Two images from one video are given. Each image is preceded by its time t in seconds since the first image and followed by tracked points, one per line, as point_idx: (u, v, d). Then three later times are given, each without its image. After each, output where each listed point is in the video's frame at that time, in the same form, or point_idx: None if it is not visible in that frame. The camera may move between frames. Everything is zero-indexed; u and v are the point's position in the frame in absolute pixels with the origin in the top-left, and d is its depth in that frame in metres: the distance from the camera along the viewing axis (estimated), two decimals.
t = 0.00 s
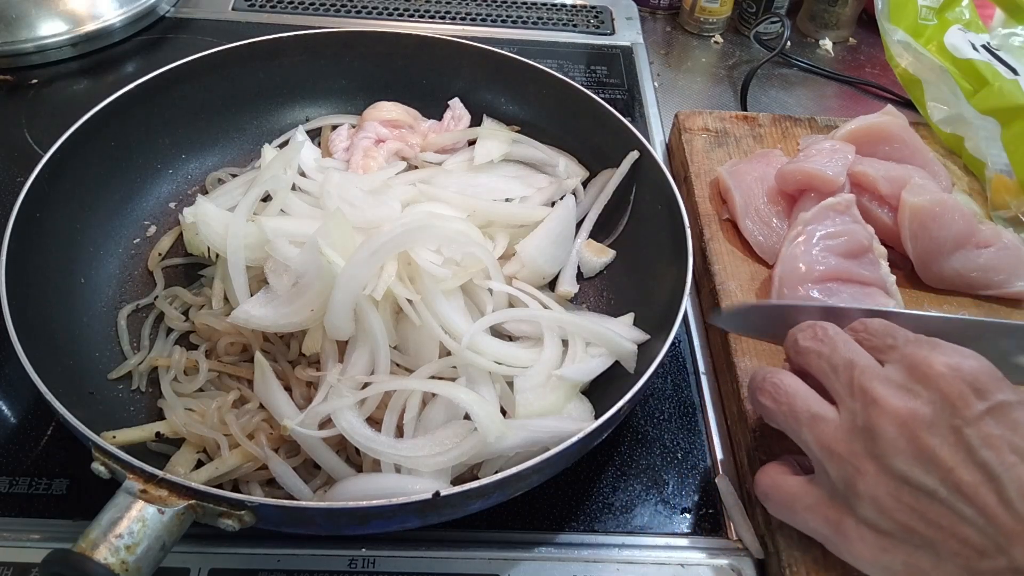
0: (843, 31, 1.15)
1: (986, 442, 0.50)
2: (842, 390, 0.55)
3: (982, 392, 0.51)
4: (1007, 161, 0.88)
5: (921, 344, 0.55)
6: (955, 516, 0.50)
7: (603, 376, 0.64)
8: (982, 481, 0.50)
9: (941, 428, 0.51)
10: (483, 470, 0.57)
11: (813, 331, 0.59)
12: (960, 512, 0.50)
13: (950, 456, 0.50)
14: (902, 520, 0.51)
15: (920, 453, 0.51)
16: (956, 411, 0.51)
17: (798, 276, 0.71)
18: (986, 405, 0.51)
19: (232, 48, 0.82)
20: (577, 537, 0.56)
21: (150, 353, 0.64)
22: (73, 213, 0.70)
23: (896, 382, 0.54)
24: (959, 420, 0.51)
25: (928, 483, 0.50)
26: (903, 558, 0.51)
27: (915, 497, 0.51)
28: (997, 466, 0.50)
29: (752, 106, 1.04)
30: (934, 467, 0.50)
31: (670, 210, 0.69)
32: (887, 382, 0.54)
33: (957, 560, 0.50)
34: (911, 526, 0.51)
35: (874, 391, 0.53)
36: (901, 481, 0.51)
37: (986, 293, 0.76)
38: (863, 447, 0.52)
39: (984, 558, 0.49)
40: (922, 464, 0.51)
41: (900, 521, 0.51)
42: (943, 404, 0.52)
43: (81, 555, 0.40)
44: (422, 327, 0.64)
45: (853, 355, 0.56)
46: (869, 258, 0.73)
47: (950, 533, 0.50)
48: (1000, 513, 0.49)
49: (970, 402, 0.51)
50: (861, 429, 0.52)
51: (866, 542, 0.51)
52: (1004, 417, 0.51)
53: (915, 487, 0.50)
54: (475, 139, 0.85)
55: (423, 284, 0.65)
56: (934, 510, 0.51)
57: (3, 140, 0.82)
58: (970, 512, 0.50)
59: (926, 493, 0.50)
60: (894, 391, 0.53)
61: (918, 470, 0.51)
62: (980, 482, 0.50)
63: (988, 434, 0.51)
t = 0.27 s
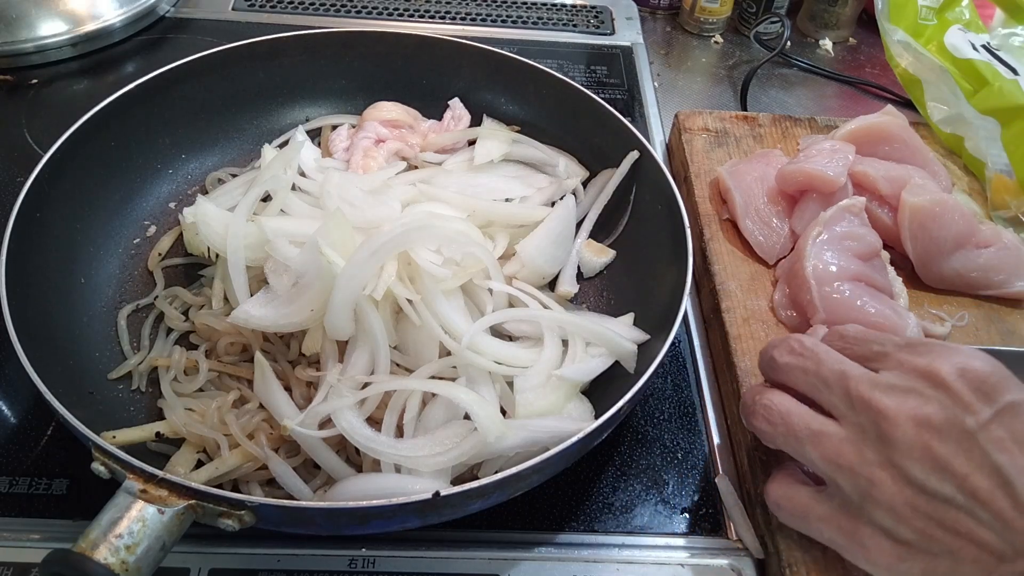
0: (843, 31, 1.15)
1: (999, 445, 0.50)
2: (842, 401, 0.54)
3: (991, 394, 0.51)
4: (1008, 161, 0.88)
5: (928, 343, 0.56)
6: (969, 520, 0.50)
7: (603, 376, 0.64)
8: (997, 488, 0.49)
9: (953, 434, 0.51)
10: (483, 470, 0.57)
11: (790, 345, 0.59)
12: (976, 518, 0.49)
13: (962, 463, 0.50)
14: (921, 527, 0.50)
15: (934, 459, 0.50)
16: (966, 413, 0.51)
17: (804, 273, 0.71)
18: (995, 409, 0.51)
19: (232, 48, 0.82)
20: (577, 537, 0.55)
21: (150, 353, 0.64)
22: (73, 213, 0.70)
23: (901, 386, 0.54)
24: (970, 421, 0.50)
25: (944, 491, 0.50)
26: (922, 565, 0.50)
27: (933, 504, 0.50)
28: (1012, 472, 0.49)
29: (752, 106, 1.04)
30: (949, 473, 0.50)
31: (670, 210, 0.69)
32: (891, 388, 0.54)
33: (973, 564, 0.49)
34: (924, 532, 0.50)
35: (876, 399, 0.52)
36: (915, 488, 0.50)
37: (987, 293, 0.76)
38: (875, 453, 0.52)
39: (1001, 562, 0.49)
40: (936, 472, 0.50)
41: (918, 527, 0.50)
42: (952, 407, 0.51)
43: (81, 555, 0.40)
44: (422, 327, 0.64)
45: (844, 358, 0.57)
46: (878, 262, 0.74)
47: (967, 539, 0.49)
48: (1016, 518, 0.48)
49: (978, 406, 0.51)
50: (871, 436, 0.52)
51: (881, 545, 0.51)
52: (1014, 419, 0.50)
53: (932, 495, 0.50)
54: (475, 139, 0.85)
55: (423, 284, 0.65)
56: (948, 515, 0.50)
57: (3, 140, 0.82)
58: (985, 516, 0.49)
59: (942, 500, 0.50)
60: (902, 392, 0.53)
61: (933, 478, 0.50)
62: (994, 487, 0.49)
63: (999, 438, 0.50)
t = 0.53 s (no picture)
0: (843, 30, 1.15)
1: (1001, 411, 0.51)
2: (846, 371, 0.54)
3: (1001, 361, 0.52)
4: (1007, 161, 0.88)
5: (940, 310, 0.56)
6: (968, 479, 0.51)
7: (603, 376, 0.64)
8: (997, 448, 0.51)
9: (960, 396, 0.52)
10: (483, 470, 0.57)
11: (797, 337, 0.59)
12: (973, 476, 0.51)
13: (968, 424, 0.51)
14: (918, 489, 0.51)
15: (939, 419, 0.52)
16: (975, 379, 0.52)
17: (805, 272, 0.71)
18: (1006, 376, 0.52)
19: (232, 48, 0.82)
20: (577, 537, 0.55)
21: (150, 353, 0.64)
22: (73, 213, 0.70)
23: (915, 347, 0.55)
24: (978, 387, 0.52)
25: (945, 449, 0.51)
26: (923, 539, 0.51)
27: (932, 460, 0.51)
28: (1013, 435, 0.50)
29: (752, 106, 1.04)
30: (951, 432, 0.51)
31: (670, 210, 0.69)
32: (905, 348, 0.55)
33: (968, 520, 0.50)
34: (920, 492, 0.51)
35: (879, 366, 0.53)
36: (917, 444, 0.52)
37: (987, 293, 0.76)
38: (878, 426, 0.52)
39: (995, 519, 0.50)
40: (939, 430, 0.52)
41: (918, 480, 0.51)
42: (962, 371, 0.53)
43: (81, 555, 0.40)
44: (422, 327, 0.64)
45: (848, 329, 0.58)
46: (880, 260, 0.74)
47: (963, 495, 0.50)
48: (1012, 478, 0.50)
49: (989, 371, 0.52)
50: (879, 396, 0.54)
51: (878, 499, 0.52)
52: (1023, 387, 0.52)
53: (931, 451, 0.51)
54: (475, 139, 0.85)
55: (423, 284, 0.65)
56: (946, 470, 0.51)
57: (3, 140, 0.82)
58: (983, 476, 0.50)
59: (941, 457, 0.51)
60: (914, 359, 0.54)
61: (936, 435, 0.52)
62: (995, 447, 0.51)
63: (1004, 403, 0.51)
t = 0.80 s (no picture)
0: (843, 31, 1.15)
1: (975, 406, 0.53)
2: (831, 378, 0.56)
3: (976, 357, 0.54)
4: (1007, 161, 0.88)
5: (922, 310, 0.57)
6: (949, 473, 0.53)
7: (603, 376, 0.64)
8: (973, 442, 0.53)
9: (935, 392, 0.54)
10: (483, 470, 0.57)
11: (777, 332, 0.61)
12: (951, 472, 0.53)
13: (944, 419, 0.53)
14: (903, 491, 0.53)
15: (916, 416, 0.53)
16: (951, 375, 0.54)
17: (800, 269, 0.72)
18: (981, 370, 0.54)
19: (232, 48, 0.82)
20: (577, 537, 0.55)
21: (150, 353, 0.64)
22: (73, 213, 0.70)
23: (892, 345, 0.56)
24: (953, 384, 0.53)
25: (923, 445, 0.53)
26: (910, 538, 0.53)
27: (911, 456, 0.53)
28: (986, 429, 0.53)
29: (752, 106, 1.04)
30: (929, 427, 0.53)
31: (670, 210, 0.69)
32: (893, 348, 0.56)
33: (947, 514, 0.53)
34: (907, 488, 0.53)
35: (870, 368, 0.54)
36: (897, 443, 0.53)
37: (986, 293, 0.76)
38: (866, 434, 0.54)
39: (972, 512, 0.52)
40: (916, 426, 0.53)
41: (897, 476, 0.53)
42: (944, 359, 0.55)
43: (81, 555, 0.40)
44: (422, 327, 0.64)
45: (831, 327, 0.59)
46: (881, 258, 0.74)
47: (946, 487, 0.52)
48: (988, 472, 0.52)
49: (965, 366, 0.53)
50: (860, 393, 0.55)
51: (860, 496, 0.54)
52: (995, 381, 0.54)
53: (911, 448, 0.53)
54: (475, 139, 0.85)
55: (423, 284, 0.65)
56: (926, 468, 0.53)
57: (3, 140, 0.82)
58: (960, 471, 0.52)
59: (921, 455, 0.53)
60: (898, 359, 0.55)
61: (912, 431, 0.53)
62: (970, 442, 0.53)
63: (980, 398, 0.53)
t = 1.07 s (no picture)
0: (843, 31, 1.15)
1: (979, 417, 0.52)
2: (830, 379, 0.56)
3: (981, 368, 0.53)
4: (1008, 161, 0.88)
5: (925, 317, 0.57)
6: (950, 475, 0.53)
7: (603, 376, 0.64)
8: (973, 452, 0.52)
9: (939, 402, 0.53)
10: (483, 470, 0.57)
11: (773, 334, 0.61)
12: (951, 480, 0.52)
13: (937, 422, 0.53)
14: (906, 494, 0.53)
15: (918, 425, 0.53)
16: (955, 388, 0.53)
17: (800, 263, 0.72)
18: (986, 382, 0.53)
19: (232, 48, 0.82)
20: (577, 537, 0.55)
21: (150, 353, 0.64)
22: (73, 213, 0.70)
23: (897, 354, 0.55)
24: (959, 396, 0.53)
25: (924, 453, 0.53)
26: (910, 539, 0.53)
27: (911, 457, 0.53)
28: (988, 439, 0.52)
29: (752, 106, 1.04)
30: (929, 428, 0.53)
31: (670, 210, 0.69)
32: (893, 348, 0.55)
33: (946, 522, 0.52)
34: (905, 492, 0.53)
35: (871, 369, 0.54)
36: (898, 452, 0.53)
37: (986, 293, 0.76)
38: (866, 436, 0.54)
39: (973, 522, 0.51)
40: (918, 436, 0.53)
41: (897, 484, 0.53)
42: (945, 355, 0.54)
43: (81, 555, 0.40)
44: (422, 327, 0.64)
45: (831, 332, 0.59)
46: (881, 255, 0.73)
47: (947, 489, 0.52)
48: (988, 482, 0.51)
49: (971, 378, 0.53)
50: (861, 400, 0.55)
51: (863, 502, 0.54)
52: (1001, 393, 0.53)
53: (912, 457, 0.53)
54: (475, 139, 0.85)
55: (423, 285, 0.65)
56: (928, 477, 0.53)
57: (3, 140, 0.82)
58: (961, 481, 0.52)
59: (922, 463, 0.53)
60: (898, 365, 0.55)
61: (914, 441, 0.53)
62: (972, 453, 0.52)
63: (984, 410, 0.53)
